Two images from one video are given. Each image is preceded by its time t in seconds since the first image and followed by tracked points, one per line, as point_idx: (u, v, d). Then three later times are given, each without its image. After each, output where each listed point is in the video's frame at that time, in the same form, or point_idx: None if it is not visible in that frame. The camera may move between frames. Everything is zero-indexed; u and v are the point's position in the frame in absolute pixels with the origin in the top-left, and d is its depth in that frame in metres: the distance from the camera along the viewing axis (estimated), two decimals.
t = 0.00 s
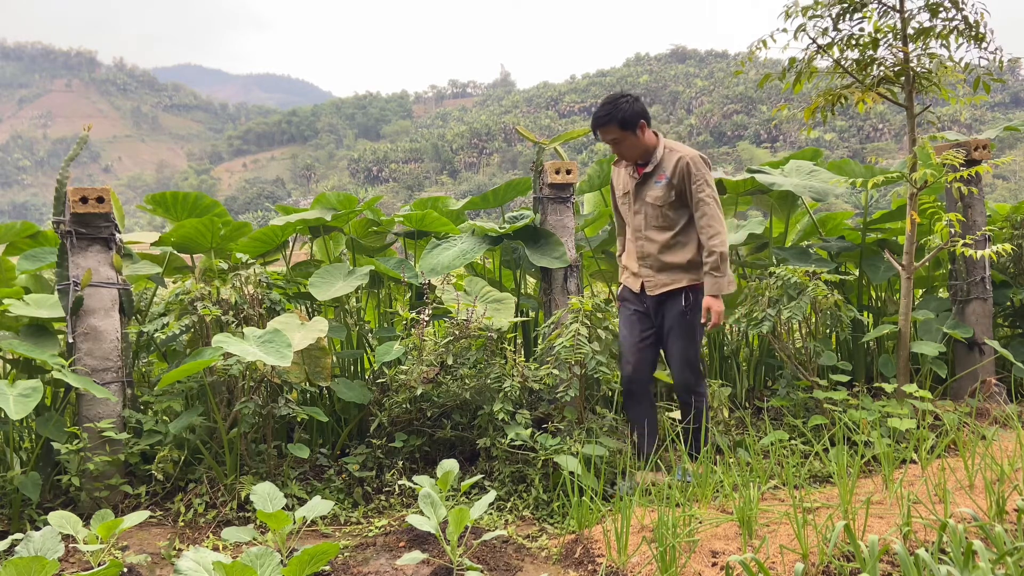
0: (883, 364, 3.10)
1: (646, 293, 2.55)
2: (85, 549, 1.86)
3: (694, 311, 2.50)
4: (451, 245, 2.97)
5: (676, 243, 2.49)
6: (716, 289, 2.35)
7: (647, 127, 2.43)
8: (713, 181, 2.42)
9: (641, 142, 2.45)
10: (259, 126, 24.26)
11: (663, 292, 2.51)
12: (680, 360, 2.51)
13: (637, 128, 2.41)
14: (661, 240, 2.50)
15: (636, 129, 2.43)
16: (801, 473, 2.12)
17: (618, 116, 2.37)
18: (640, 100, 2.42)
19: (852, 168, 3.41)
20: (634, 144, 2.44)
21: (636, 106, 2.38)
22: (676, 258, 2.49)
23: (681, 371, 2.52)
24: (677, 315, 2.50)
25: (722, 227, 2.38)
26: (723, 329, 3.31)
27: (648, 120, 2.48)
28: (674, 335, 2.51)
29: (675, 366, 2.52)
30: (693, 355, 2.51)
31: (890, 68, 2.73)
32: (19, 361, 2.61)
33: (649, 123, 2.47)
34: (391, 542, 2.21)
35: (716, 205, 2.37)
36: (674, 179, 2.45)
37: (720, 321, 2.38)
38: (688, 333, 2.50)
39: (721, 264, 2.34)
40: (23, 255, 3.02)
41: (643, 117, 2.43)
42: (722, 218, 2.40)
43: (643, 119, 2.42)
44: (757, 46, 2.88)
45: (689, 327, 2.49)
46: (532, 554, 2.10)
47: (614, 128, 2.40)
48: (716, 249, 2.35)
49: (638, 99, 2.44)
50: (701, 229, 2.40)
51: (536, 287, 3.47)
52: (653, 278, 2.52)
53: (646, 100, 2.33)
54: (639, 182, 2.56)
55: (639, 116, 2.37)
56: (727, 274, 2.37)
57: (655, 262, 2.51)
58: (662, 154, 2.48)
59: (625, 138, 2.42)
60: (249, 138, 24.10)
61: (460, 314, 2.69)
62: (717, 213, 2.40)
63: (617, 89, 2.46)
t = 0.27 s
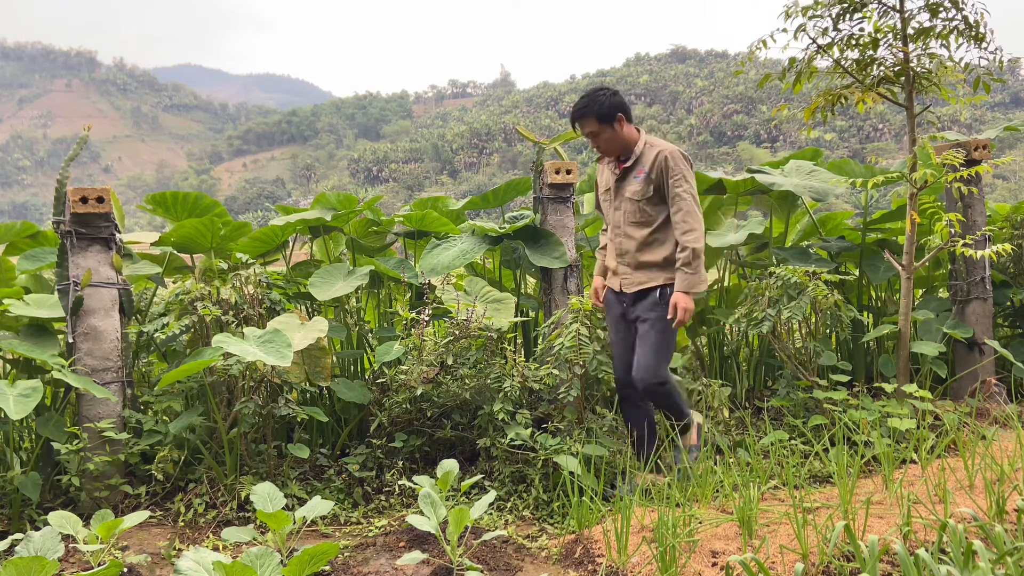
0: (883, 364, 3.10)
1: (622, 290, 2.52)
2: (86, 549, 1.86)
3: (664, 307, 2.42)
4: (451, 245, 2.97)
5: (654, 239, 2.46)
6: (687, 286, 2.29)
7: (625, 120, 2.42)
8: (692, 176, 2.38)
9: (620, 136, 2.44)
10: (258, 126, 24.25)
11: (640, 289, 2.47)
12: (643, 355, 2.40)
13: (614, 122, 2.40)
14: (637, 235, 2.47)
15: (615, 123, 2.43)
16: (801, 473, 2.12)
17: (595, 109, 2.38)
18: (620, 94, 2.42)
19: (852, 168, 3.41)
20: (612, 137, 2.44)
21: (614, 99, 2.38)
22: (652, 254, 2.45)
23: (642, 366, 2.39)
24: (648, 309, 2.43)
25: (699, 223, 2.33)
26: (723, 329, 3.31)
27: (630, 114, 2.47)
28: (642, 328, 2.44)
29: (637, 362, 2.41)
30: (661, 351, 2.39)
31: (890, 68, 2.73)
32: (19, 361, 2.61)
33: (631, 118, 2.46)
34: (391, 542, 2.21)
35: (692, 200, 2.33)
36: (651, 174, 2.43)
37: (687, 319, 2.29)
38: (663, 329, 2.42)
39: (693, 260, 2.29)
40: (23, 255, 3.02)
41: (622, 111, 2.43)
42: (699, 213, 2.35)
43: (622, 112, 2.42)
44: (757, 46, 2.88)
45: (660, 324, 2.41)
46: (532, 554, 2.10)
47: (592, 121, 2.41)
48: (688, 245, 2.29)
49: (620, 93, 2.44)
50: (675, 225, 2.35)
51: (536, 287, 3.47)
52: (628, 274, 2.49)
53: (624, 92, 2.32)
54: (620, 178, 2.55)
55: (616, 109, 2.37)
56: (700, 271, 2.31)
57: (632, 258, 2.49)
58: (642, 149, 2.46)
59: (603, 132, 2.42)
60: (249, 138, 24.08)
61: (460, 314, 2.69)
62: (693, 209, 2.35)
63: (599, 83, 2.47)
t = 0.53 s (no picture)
0: (883, 364, 3.10)
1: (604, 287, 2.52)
2: (86, 549, 1.86)
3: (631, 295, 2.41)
4: (451, 245, 2.97)
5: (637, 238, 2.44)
6: (665, 288, 2.26)
7: (613, 117, 2.41)
8: (676, 176, 2.35)
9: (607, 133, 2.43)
10: (259, 126, 24.24)
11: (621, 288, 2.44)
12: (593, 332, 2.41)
13: (601, 118, 2.39)
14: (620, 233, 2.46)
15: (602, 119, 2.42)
16: (801, 473, 2.13)
17: (583, 104, 2.37)
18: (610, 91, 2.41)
19: (852, 168, 3.41)
20: (600, 134, 2.43)
21: (602, 95, 2.37)
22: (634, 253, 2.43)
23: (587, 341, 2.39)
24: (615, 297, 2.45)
25: (681, 224, 2.29)
26: (723, 329, 3.31)
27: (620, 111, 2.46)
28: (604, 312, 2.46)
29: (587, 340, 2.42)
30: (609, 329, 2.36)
31: (890, 68, 2.73)
32: (18, 361, 2.61)
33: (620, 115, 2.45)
34: (391, 542, 2.21)
35: (674, 200, 2.30)
36: (636, 172, 2.41)
37: (668, 322, 2.26)
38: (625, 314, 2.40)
39: (672, 262, 2.25)
40: (23, 255, 3.02)
41: (610, 107, 2.42)
42: (681, 214, 2.31)
43: (609, 108, 2.40)
44: (757, 46, 2.88)
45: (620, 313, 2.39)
46: (532, 554, 2.10)
47: (580, 116, 2.40)
48: (668, 246, 2.27)
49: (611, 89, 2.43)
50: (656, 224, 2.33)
51: (536, 288, 3.48)
52: (610, 271, 2.49)
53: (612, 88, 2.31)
54: (607, 175, 2.54)
55: (604, 105, 2.35)
56: (680, 274, 2.28)
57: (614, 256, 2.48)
58: (629, 147, 2.44)
59: (590, 128, 2.41)
60: (249, 138, 24.03)
61: (460, 314, 2.70)
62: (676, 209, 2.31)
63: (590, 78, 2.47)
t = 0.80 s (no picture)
0: (883, 364, 3.10)
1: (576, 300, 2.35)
2: (86, 549, 1.86)
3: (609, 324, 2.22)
4: (451, 245, 2.97)
5: (610, 250, 2.26)
6: (643, 304, 2.11)
7: (586, 122, 2.22)
8: (652, 186, 2.15)
9: (579, 138, 2.24)
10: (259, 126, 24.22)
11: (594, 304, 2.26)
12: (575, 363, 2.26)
13: (574, 125, 2.21)
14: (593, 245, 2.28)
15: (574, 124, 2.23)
16: (801, 473, 2.13)
17: (554, 109, 2.19)
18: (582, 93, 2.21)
19: (852, 168, 3.41)
20: (572, 140, 2.24)
21: (574, 99, 2.18)
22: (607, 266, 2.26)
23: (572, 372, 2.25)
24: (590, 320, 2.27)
25: (657, 238, 2.11)
26: (723, 330, 3.31)
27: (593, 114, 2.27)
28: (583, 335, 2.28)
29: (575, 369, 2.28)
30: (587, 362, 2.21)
31: (890, 68, 2.73)
32: (19, 361, 2.61)
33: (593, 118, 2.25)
34: (391, 542, 2.21)
35: (649, 212, 2.11)
36: (607, 181, 2.20)
37: (651, 339, 2.13)
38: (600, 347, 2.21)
39: (649, 279, 2.08)
40: (23, 255, 3.02)
41: (584, 112, 2.23)
42: (658, 227, 2.13)
43: (582, 114, 2.21)
44: (757, 46, 2.88)
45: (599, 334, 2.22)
46: (532, 554, 2.10)
47: (551, 122, 2.21)
48: (643, 261, 2.10)
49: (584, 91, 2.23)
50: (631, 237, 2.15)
51: (536, 288, 3.48)
52: (581, 285, 2.32)
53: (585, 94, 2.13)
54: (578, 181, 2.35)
55: (576, 111, 2.17)
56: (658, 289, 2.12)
57: (586, 269, 2.31)
58: (602, 155, 2.24)
59: (561, 134, 2.23)
60: (248, 138, 23.98)
61: (460, 314, 2.70)
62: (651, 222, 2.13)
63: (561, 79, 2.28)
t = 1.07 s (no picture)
0: (883, 364, 3.10)
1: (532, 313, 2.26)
2: (86, 549, 1.86)
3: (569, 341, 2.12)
4: (451, 245, 2.97)
5: (564, 263, 2.16)
6: (592, 324, 2.02)
7: (540, 130, 2.11)
8: (606, 200, 2.04)
9: (533, 147, 2.14)
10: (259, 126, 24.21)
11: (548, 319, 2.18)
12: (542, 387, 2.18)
13: (527, 134, 2.10)
14: (548, 257, 2.19)
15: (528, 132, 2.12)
16: (801, 473, 2.13)
17: (505, 117, 2.09)
18: (536, 100, 2.10)
19: (852, 168, 3.41)
20: (527, 148, 2.14)
21: (527, 106, 2.07)
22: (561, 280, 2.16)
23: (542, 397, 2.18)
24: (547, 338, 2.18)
25: (609, 255, 2.01)
26: (723, 329, 3.31)
27: (550, 121, 2.16)
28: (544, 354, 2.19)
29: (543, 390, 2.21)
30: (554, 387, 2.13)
31: (890, 68, 2.73)
32: (19, 361, 2.61)
33: (549, 125, 2.14)
34: (391, 542, 2.21)
35: (601, 228, 2.00)
36: (561, 194, 2.09)
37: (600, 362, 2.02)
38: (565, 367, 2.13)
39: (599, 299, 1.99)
40: (23, 255, 3.02)
41: (539, 120, 2.11)
42: (610, 244, 2.03)
43: (535, 122, 2.09)
44: (757, 46, 2.88)
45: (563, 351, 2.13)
46: (532, 554, 2.10)
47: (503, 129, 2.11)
48: (594, 280, 2.00)
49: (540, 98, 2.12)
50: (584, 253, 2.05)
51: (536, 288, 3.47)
52: (537, 298, 2.22)
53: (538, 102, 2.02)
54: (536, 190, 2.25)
55: (529, 120, 2.07)
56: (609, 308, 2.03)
57: (541, 281, 2.21)
58: (557, 165, 2.13)
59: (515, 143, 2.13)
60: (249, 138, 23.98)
61: (460, 314, 2.70)
62: (604, 239, 2.02)
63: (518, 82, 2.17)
